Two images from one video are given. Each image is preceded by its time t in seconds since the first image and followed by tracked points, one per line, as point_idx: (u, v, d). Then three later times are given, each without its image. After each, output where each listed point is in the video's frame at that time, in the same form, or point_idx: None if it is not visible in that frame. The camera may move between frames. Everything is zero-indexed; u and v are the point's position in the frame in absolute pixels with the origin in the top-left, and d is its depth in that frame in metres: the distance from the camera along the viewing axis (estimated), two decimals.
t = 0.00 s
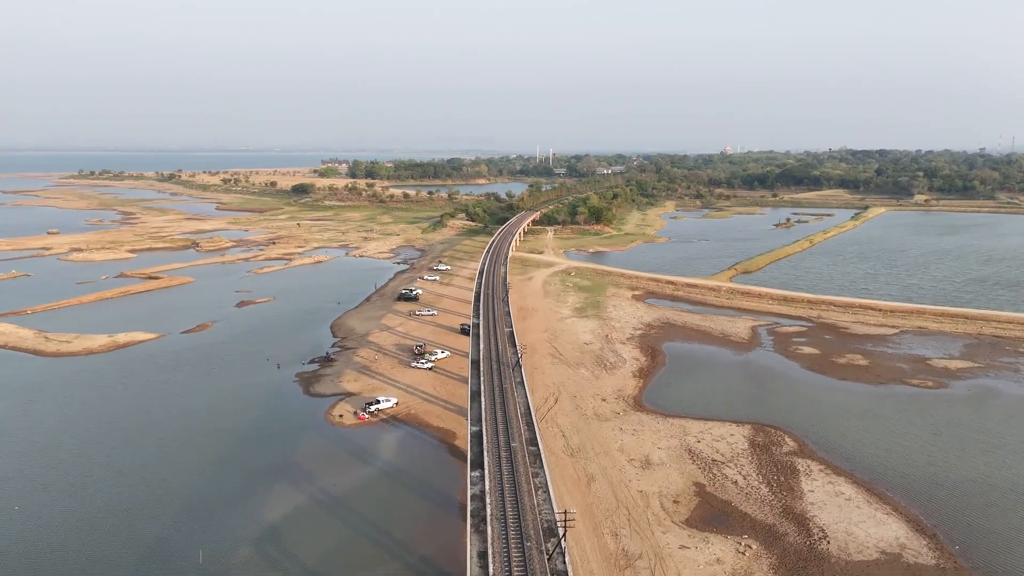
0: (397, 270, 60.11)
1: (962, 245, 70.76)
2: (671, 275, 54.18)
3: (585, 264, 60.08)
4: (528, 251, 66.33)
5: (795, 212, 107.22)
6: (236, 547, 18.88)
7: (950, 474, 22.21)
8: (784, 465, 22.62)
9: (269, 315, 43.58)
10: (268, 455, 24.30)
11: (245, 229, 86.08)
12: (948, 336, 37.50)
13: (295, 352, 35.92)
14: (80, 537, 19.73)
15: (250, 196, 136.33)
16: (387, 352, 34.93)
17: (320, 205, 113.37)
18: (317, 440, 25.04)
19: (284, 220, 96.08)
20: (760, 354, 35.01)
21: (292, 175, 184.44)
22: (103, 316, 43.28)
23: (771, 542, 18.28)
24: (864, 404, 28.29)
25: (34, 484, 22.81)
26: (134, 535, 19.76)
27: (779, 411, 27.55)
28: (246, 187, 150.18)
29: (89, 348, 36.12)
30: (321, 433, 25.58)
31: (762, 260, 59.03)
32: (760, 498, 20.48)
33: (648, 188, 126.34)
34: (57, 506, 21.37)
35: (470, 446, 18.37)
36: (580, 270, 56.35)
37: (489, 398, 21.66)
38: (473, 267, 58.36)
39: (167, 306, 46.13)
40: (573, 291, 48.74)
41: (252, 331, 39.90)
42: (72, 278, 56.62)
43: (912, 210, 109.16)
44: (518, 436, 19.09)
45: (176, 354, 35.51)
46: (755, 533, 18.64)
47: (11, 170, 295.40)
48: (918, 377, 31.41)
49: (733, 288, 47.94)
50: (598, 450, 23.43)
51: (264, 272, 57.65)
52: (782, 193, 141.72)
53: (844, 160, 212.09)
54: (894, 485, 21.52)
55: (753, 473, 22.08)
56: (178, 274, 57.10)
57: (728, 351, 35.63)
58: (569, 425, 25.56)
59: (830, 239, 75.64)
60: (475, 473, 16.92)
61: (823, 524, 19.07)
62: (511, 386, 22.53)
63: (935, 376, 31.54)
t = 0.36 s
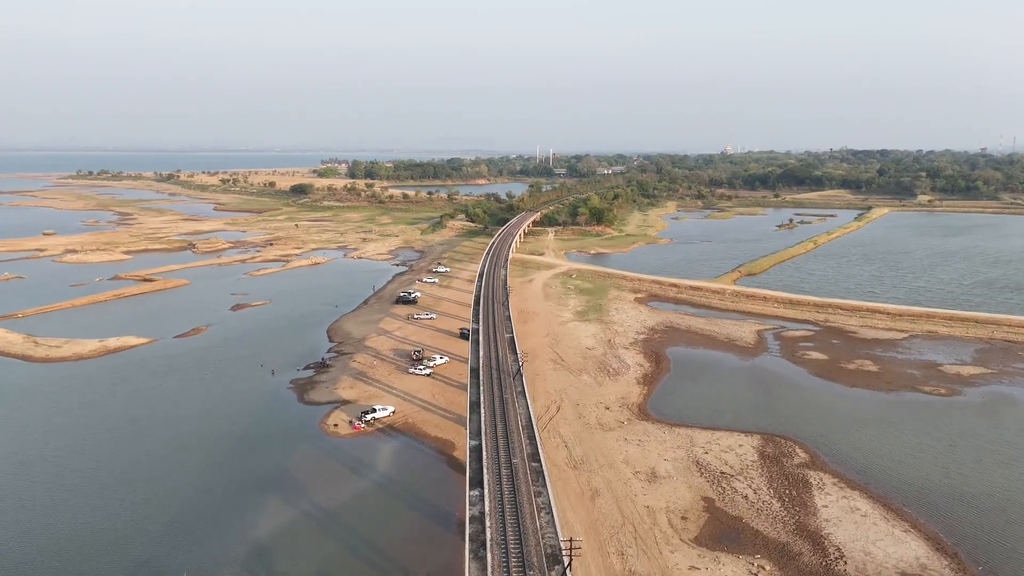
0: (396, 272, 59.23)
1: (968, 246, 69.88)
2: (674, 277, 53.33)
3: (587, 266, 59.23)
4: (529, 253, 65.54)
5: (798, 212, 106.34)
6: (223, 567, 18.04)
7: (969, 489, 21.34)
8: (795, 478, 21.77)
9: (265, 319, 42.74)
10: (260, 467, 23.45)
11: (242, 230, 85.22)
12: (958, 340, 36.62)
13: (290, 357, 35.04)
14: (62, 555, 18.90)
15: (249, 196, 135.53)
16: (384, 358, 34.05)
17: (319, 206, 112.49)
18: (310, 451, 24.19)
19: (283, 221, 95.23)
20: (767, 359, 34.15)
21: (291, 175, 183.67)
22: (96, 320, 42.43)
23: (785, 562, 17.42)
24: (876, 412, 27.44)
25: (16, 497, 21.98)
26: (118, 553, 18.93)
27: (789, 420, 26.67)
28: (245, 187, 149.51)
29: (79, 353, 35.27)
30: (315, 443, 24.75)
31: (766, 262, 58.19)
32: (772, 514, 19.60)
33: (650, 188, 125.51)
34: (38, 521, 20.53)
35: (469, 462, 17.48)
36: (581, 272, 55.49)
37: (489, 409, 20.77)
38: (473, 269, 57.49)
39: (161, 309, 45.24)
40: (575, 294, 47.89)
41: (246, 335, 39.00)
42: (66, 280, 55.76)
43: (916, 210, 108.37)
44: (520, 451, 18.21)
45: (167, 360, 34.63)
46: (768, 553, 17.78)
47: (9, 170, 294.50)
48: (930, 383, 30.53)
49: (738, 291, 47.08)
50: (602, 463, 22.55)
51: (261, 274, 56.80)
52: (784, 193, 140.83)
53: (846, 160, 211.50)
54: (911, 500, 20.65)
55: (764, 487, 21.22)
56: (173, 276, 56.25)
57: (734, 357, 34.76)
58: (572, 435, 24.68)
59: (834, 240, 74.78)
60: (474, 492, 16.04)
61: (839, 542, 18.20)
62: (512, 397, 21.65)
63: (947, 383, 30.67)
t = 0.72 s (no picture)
0: (394, 273, 58.39)
1: (975, 248, 68.99)
2: (677, 279, 52.47)
3: (588, 268, 58.36)
4: (529, 255, 64.72)
5: (800, 213, 105.50)
6: None
7: (989, 504, 20.48)
8: (808, 493, 20.90)
9: (260, 322, 41.88)
10: (251, 480, 22.59)
11: (240, 231, 84.35)
12: (970, 345, 35.74)
13: (284, 362, 34.14)
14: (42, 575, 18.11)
15: (247, 196, 134.69)
16: (381, 364, 33.20)
17: (317, 206, 111.62)
18: (303, 463, 23.34)
19: (281, 221, 94.37)
20: (774, 365, 33.27)
21: (290, 176, 182.92)
22: (87, 324, 41.57)
23: None
24: (888, 421, 26.56)
25: None
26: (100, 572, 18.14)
27: (798, 430, 25.79)
28: (244, 187, 148.81)
29: (69, 358, 34.44)
30: (308, 455, 23.88)
31: (770, 264, 57.36)
32: (785, 531, 18.73)
33: (651, 188, 124.75)
34: (19, 539, 19.73)
35: (468, 480, 16.60)
36: (582, 274, 54.65)
37: (489, 422, 19.87)
38: (473, 271, 56.62)
39: (155, 312, 44.43)
40: (577, 297, 47.03)
41: (241, 339, 38.13)
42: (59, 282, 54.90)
43: (919, 211, 107.45)
44: (521, 468, 17.32)
45: (159, 366, 33.81)
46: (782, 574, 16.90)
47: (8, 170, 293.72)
48: (943, 391, 29.64)
49: (742, 294, 46.23)
50: (606, 476, 21.66)
51: (257, 276, 55.92)
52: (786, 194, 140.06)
53: (847, 160, 210.73)
54: (929, 516, 19.78)
55: (776, 502, 20.33)
56: (168, 278, 55.38)
57: (740, 362, 33.90)
58: (575, 446, 23.78)
59: (837, 242, 73.90)
60: (472, 514, 15.17)
61: (856, 563, 17.34)
62: (513, 409, 20.73)
63: (961, 390, 29.77)
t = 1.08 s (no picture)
0: (393, 275, 57.57)
1: (980, 249, 68.21)
2: (680, 281, 51.66)
3: (589, 269, 57.60)
4: (530, 256, 63.87)
5: (802, 213, 104.78)
6: None
7: (1009, 519, 19.66)
8: (820, 507, 20.08)
9: (255, 327, 41.07)
10: (241, 494, 21.77)
11: (237, 232, 83.51)
12: (981, 351, 34.89)
13: (279, 369, 33.32)
14: None
15: (246, 196, 133.97)
16: (378, 370, 32.38)
17: (316, 207, 110.79)
18: (296, 475, 22.53)
19: (279, 222, 93.63)
20: (781, 371, 32.46)
21: (289, 175, 182.22)
22: (79, 328, 40.73)
23: None
24: (900, 430, 25.75)
25: None
26: None
27: (808, 440, 24.98)
28: (243, 188, 147.90)
29: (59, 363, 33.65)
30: (301, 467, 23.07)
31: (774, 266, 56.57)
32: (798, 549, 17.92)
33: (651, 188, 124.08)
34: None
35: (467, 499, 15.82)
36: (584, 276, 53.81)
37: (489, 435, 19.04)
38: (473, 273, 55.83)
39: (148, 316, 43.61)
40: (578, 299, 46.25)
41: (235, 345, 37.32)
42: (52, 284, 54.05)
43: (923, 212, 106.40)
44: (522, 486, 16.50)
45: (151, 373, 33.04)
46: None
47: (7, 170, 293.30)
48: (956, 399, 28.79)
49: (747, 297, 45.39)
50: (611, 489, 20.84)
51: (254, 279, 55.13)
52: (787, 194, 139.39)
53: (848, 160, 209.74)
54: (948, 532, 18.95)
55: (788, 517, 19.52)
56: (163, 280, 54.57)
57: (747, 368, 33.05)
58: (577, 457, 22.97)
59: (841, 243, 73.12)
60: (471, 536, 14.38)
61: None
62: (513, 421, 19.93)
63: (974, 398, 28.93)
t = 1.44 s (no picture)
0: (391, 278, 56.70)
1: (987, 251, 67.24)
2: (684, 284, 50.73)
3: (591, 271, 56.66)
4: (530, 258, 62.95)
5: (804, 214, 103.81)
6: None
7: None
8: (836, 524, 19.20)
9: (250, 330, 40.14)
10: (230, 508, 20.86)
11: (234, 233, 82.52)
12: (994, 356, 33.98)
13: (273, 374, 32.38)
14: None
15: (244, 197, 132.94)
16: (375, 377, 31.49)
17: (314, 207, 109.83)
18: (287, 489, 21.62)
19: (277, 223, 92.67)
20: (789, 377, 31.55)
21: (288, 176, 181.36)
22: (69, 332, 39.80)
23: None
24: (914, 442, 24.86)
25: None
26: None
27: (819, 451, 24.08)
28: (240, 188, 146.94)
29: (46, 369, 32.73)
30: (293, 480, 22.17)
31: (779, 268, 55.64)
32: (814, 572, 17.04)
33: (652, 188, 123.18)
34: None
35: (465, 522, 14.93)
36: (585, 279, 52.91)
37: (489, 453, 18.07)
38: (472, 275, 54.91)
39: (142, 319, 42.74)
40: (579, 302, 45.34)
41: (229, 349, 36.37)
42: (44, 286, 53.09)
43: (926, 213, 105.30)
44: (523, 507, 15.61)
45: (142, 379, 32.11)
46: None
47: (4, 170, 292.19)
48: (971, 407, 27.87)
49: (752, 300, 44.47)
50: (616, 505, 19.95)
51: (250, 281, 54.23)
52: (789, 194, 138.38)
53: (849, 161, 208.68)
54: (970, 553, 18.06)
55: (802, 535, 18.65)
56: (157, 282, 53.64)
57: (754, 374, 32.14)
58: (581, 470, 22.08)
59: (845, 245, 72.15)
60: (469, 565, 13.49)
61: None
62: (514, 435, 19.03)
63: (990, 406, 28.01)
